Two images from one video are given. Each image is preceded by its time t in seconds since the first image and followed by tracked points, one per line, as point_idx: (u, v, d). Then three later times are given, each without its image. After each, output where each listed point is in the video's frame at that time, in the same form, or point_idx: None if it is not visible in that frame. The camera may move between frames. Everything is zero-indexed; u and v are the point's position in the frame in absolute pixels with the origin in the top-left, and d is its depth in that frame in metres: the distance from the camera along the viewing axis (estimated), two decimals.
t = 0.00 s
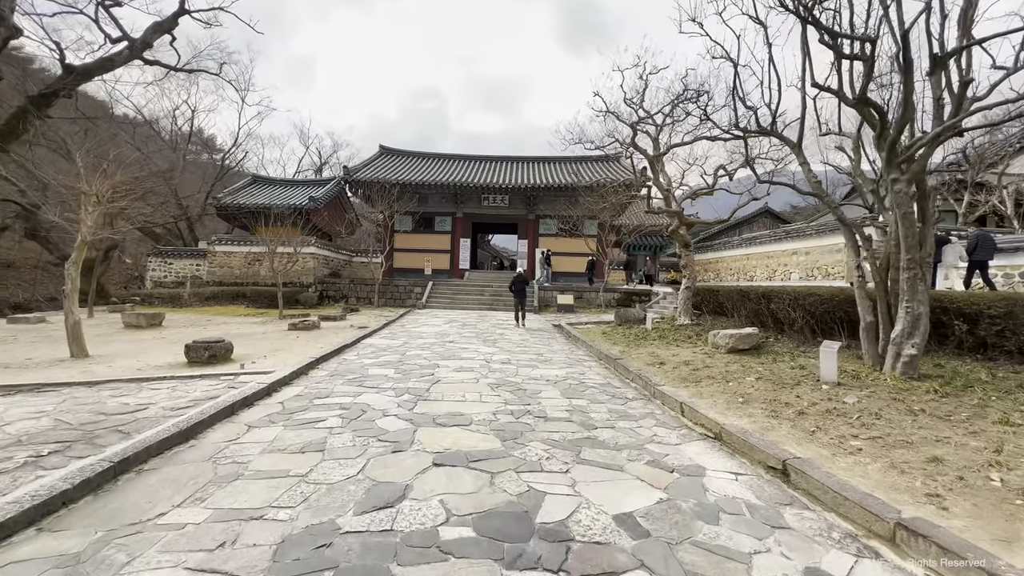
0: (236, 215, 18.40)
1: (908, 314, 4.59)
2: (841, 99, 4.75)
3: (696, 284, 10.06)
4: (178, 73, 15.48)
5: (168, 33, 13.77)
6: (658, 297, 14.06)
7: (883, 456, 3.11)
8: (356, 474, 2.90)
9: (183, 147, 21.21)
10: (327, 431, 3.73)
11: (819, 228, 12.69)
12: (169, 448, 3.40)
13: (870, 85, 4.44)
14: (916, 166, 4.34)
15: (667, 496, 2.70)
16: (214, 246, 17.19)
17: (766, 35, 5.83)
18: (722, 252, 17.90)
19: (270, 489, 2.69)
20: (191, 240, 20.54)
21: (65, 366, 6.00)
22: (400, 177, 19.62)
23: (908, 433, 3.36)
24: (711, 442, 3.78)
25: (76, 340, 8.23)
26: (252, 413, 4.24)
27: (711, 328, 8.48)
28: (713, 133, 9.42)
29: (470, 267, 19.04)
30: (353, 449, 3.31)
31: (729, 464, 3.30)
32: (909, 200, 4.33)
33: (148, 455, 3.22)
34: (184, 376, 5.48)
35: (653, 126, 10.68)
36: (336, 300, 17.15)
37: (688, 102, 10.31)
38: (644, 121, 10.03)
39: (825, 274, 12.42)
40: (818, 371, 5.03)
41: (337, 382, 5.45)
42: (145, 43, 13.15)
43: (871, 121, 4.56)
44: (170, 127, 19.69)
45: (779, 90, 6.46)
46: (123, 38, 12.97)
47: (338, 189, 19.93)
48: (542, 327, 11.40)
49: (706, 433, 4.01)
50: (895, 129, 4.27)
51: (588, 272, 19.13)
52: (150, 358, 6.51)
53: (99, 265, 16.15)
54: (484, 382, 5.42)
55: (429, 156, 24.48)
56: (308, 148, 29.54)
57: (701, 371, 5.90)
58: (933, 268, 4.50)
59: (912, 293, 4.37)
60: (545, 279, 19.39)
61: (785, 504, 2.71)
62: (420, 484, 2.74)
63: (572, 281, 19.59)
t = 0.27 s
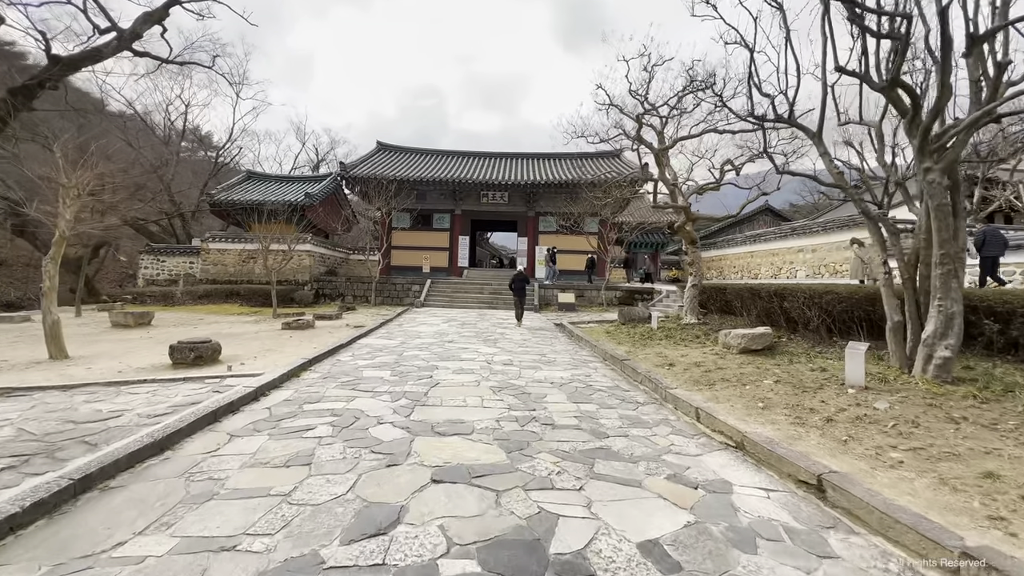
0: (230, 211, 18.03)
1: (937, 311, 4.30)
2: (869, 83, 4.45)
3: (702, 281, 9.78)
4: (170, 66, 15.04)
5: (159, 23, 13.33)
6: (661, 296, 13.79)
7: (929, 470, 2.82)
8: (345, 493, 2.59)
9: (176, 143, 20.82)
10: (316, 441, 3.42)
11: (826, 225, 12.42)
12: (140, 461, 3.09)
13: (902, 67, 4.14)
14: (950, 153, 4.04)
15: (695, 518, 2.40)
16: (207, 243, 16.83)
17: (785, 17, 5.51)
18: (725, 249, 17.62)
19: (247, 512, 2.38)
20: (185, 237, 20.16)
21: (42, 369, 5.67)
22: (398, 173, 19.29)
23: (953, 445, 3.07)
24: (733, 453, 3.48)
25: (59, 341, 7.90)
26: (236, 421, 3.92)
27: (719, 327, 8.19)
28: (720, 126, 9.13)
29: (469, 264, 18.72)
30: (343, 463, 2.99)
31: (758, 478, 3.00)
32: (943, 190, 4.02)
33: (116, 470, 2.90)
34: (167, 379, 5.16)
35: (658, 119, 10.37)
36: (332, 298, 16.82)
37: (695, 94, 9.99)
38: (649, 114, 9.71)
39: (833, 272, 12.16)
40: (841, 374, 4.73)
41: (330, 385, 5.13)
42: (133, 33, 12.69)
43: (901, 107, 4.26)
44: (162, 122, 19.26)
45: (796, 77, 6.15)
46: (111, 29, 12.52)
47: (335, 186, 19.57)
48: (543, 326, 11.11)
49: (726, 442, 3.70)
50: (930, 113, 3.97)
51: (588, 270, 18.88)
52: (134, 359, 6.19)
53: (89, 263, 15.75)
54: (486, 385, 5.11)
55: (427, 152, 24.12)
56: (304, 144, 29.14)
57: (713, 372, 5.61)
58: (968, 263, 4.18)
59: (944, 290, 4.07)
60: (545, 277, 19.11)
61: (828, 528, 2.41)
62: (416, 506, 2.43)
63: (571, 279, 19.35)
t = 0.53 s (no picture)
0: (224, 210, 17.65)
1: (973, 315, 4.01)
2: (899, 70, 4.16)
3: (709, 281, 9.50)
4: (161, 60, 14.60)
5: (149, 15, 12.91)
6: (664, 296, 13.51)
7: (985, 496, 2.53)
8: (330, 526, 2.27)
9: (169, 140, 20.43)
10: (301, 460, 3.10)
11: (834, 224, 12.15)
12: (103, 486, 2.77)
13: (937, 53, 3.85)
14: (990, 146, 3.74)
15: (730, 557, 2.10)
16: (200, 242, 16.46)
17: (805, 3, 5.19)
18: (729, 248, 17.35)
19: (216, 551, 2.07)
20: (177, 236, 19.76)
21: (15, 375, 5.32)
22: (395, 171, 18.94)
23: (1006, 466, 2.78)
24: (759, 471, 3.18)
25: (39, 344, 7.52)
26: (215, 435, 3.60)
27: (728, 329, 7.91)
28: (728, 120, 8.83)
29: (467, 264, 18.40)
30: (330, 488, 2.68)
31: (792, 504, 2.70)
32: (983, 185, 3.72)
33: (72, 497, 2.58)
34: (147, 387, 4.82)
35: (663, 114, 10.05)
36: (328, 298, 16.49)
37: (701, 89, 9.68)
38: (654, 109, 9.40)
39: (841, 272, 11.90)
40: (866, 382, 4.44)
41: (320, 393, 4.81)
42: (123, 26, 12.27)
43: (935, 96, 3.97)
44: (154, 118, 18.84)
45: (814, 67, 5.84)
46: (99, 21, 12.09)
47: (331, 183, 19.20)
48: (545, 327, 10.80)
49: (750, 459, 3.40)
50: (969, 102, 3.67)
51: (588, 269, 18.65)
52: (115, 365, 5.84)
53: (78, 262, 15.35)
54: (488, 393, 4.80)
55: (425, 149, 23.76)
56: (300, 142, 28.72)
57: (728, 379, 5.31)
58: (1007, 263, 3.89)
59: (982, 293, 3.77)
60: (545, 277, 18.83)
61: (881, 567, 2.11)
62: (411, 543, 2.12)
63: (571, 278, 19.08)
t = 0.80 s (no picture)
0: (217, 206, 17.27)
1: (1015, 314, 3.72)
2: (935, 49, 3.86)
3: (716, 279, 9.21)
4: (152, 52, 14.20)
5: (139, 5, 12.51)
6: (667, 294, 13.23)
7: None
8: (310, 558, 1.96)
9: (162, 135, 20.04)
10: (282, 476, 2.78)
11: (842, 221, 11.88)
12: (54, 509, 2.43)
13: (979, 29, 3.55)
14: None
15: None
16: (193, 239, 16.09)
17: None
18: (732, 246, 17.09)
19: None
20: (170, 233, 19.38)
21: None
22: (393, 167, 18.59)
23: None
24: (791, 486, 2.88)
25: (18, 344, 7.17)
26: (190, 446, 3.27)
27: (738, 329, 7.63)
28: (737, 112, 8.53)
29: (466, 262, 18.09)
30: (314, 509, 2.37)
31: (835, 526, 2.40)
32: None
33: (19, 522, 2.26)
34: (124, 391, 4.49)
35: (669, 107, 9.73)
36: (325, 297, 16.16)
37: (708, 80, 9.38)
38: (660, 101, 9.09)
39: (848, 270, 11.64)
40: (895, 385, 4.15)
41: (310, 398, 4.48)
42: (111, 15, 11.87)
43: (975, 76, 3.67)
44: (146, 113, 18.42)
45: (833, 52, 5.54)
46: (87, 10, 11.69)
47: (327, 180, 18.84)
48: (546, 326, 10.51)
49: (779, 472, 3.10)
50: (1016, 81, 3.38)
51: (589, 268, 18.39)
52: (94, 367, 5.51)
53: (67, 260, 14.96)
54: (490, 397, 4.49)
55: (423, 146, 23.40)
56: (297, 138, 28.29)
57: (743, 382, 5.01)
58: None
59: None
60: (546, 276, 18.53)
61: None
62: None
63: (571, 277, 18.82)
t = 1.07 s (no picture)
0: (211, 205, 16.90)
1: None
2: (976, 33, 3.56)
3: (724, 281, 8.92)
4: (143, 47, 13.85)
5: None
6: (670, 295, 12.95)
7: None
8: None
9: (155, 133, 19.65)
10: (260, 506, 2.46)
11: (850, 220, 11.60)
12: None
13: None
14: None
15: None
16: (186, 239, 15.74)
17: None
18: (736, 246, 16.80)
19: None
20: (164, 232, 19.02)
21: None
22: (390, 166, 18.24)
23: None
24: (830, 515, 2.59)
25: None
26: (160, 468, 2.95)
27: (747, 332, 7.34)
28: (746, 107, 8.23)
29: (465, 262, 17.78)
30: (293, 550, 2.06)
31: (889, 567, 2.10)
32: None
33: None
34: (98, 403, 4.17)
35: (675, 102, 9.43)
36: (321, 297, 15.84)
37: (716, 75, 9.06)
38: (666, 96, 8.79)
39: (857, 270, 11.37)
40: (929, 396, 3.85)
41: (298, 410, 4.17)
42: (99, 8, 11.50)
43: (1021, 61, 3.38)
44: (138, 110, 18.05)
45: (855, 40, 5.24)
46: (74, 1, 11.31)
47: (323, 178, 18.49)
48: (548, 329, 10.22)
49: (814, 497, 2.79)
50: None
51: (590, 267, 18.11)
52: (70, 375, 5.19)
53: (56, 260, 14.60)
54: (491, 409, 4.18)
55: (422, 144, 23.06)
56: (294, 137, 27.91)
57: (760, 390, 4.71)
58: None
59: None
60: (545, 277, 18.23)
61: None
62: None
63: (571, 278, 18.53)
